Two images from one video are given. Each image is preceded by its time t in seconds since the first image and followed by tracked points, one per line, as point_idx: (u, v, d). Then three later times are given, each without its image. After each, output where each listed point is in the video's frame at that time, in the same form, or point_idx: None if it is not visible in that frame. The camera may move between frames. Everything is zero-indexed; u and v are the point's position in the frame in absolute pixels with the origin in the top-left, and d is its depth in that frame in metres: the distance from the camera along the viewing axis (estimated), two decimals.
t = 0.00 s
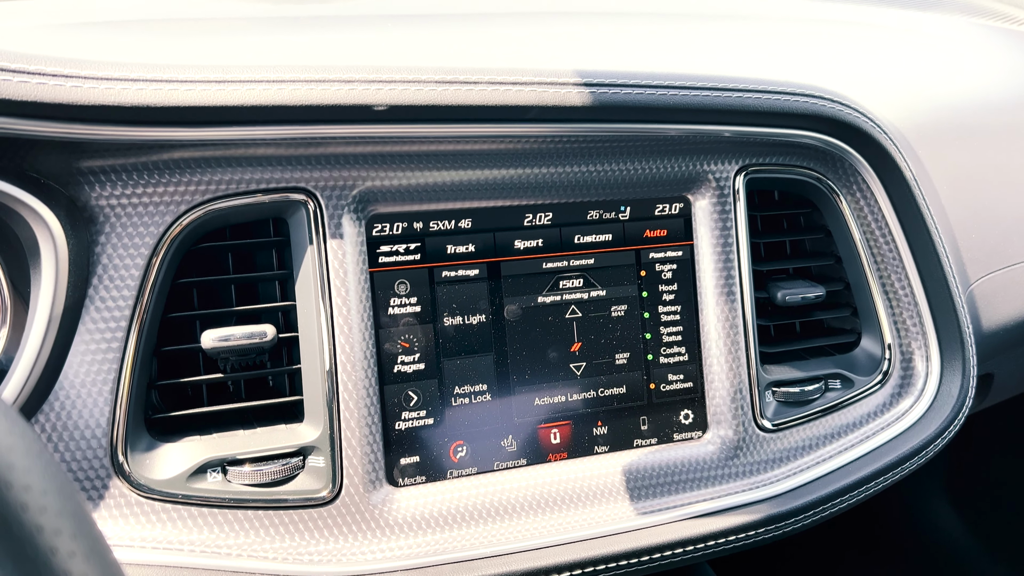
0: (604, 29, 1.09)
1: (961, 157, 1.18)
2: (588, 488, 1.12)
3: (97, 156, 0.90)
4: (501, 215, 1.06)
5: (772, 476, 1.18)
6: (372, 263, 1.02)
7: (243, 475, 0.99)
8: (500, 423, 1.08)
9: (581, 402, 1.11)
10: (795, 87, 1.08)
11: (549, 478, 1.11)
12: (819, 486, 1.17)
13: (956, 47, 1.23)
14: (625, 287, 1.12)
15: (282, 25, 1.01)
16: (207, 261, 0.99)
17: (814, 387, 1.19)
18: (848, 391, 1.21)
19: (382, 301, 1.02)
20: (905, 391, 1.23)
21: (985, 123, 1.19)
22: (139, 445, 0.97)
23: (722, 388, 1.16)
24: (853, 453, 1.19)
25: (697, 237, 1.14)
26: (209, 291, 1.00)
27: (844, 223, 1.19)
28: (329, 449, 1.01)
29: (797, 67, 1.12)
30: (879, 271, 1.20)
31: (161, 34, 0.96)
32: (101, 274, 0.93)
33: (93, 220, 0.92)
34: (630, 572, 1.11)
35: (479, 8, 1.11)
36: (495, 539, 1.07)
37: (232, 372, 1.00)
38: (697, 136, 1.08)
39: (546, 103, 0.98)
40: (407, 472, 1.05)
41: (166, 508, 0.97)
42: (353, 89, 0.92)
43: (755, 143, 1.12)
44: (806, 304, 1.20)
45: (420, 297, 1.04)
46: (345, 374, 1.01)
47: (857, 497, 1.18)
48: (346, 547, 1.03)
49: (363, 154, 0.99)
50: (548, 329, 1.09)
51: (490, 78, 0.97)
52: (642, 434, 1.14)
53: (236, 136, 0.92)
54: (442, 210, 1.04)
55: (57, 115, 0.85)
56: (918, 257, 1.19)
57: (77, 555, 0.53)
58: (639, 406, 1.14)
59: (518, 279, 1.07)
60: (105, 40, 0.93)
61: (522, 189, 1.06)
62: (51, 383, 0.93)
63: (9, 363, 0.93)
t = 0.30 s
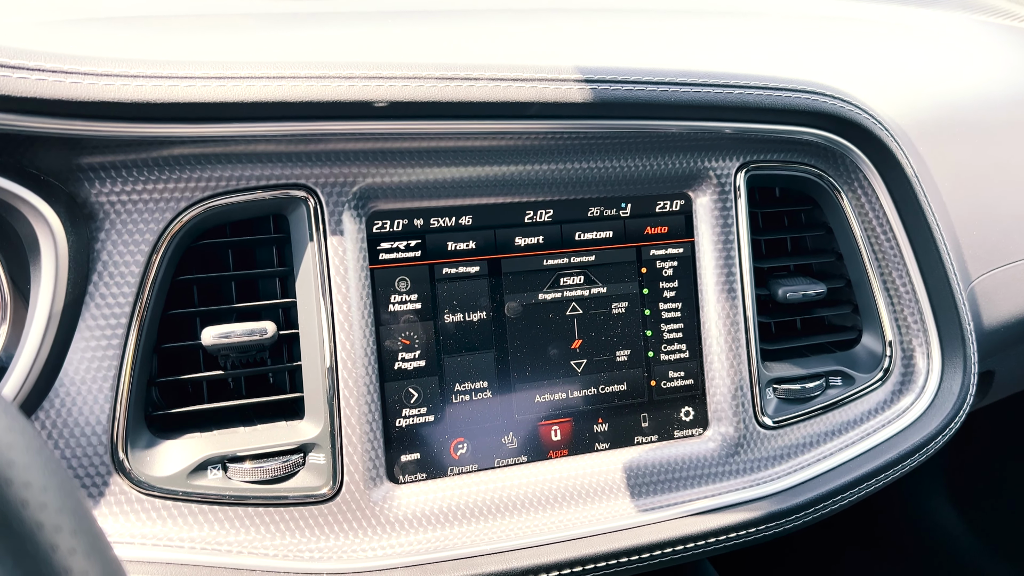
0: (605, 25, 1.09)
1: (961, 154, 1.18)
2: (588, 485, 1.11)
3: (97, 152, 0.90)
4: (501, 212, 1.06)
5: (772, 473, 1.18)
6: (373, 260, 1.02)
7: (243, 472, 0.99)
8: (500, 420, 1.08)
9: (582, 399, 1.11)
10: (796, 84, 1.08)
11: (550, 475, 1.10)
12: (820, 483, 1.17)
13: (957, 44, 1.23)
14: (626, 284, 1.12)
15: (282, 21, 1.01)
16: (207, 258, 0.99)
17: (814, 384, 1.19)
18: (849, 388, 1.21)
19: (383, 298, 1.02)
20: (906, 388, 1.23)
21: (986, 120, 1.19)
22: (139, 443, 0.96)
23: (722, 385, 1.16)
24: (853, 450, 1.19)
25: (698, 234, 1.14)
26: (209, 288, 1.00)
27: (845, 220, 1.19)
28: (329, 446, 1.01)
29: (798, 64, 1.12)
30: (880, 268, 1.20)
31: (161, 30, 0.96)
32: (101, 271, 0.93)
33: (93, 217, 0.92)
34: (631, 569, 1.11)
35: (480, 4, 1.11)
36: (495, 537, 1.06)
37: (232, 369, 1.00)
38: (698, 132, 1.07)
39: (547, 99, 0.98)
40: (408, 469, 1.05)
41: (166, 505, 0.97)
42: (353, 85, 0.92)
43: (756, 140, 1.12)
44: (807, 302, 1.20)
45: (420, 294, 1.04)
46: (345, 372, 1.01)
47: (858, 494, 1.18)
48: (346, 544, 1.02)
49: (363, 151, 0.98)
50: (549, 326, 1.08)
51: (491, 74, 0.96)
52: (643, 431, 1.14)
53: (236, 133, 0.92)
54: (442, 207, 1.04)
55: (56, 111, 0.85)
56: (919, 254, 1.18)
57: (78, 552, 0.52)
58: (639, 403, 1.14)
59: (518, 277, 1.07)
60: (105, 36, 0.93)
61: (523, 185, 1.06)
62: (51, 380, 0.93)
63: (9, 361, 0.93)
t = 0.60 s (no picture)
0: (606, 21, 1.09)
1: (962, 150, 1.18)
2: (589, 482, 1.11)
3: (97, 148, 0.90)
4: (502, 209, 1.06)
5: (773, 469, 1.18)
6: (373, 256, 1.01)
7: (243, 468, 0.99)
8: (500, 417, 1.08)
9: (582, 396, 1.11)
10: (797, 80, 1.08)
11: (550, 471, 1.10)
12: (821, 479, 1.17)
13: (958, 40, 1.23)
14: (626, 281, 1.12)
15: (282, 17, 1.00)
16: (206, 254, 0.99)
17: (815, 381, 1.19)
18: (849, 385, 1.21)
19: (383, 294, 1.02)
20: (906, 385, 1.23)
21: (987, 116, 1.19)
22: (139, 439, 0.96)
23: (723, 381, 1.16)
24: (854, 447, 1.19)
25: (699, 231, 1.14)
26: (209, 285, 0.99)
27: (846, 217, 1.19)
28: (329, 443, 1.01)
29: (799, 60, 1.11)
30: (881, 264, 1.20)
31: (161, 26, 0.95)
32: (101, 267, 0.93)
33: (93, 213, 0.92)
34: (631, 566, 1.11)
35: None
36: (496, 533, 1.07)
37: (232, 366, 0.99)
38: (699, 128, 1.07)
39: (547, 95, 0.97)
40: (409, 466, 1.05)
41: (166, 501, 0.97)
42: (353, 81, 0.91)
43: (757, 136, 1.12)
44: (807, 298, 1.20)
45: (420, 291, 1.03)
46: (345, 368, 1.01)
47: (859, 491, 1.18)
48: (347, 540, 1.02)
49: (363, 147, 0.98)
50: (550, 323, 1.08)
51: (491, 70, 0.96)
52: (643, 428, 1.14)
53: (236, 129, 0.92)
54: (443, 203, 1.04)
55: (56, 107, 0.84)
56: (921, 250, 1.18)
57: (79, 548, 0.52)
58: (640, 399, 1.13)
59: (519, 273, 1.07)
60: (105, 32, 0.93)
61: (523, 182, 1.06)
62: (51, 377, 0.92)
63: (9, 357, 0.92)
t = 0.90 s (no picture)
0: (607, 17, 1.09)
1: (963, 147, 1.18)
2: (590, 478, 1.11)
3: (96, 143, 0.90)
4: (502, 205, 1.06)
5: (774, 466, 1.18)
6: (373, 252, 1.01)
7: (243, 465, 0.99)
8: (501, 413, 1.08)
9: (582, 392, 1.11)
10: (799, 76, 1.07)
11: (551, 467, 1.10)
12: (821, 476, 1.17)
13: (959, 37, 1.23)
14: (627, 277, 1.11)
15: (283, 12, 1.00)
16: (207, 250, 0.98)
17: (816, 377, 1.19)
18: (851, 381, 1.21)
19: (384, 291, 1.02)
20: (907, 381, 1.23)
21: (989, 113, 1.19)
22: (139, 435, 0.96)
23: (724, 377, 1.16)
24: (855, 444, 1.19)
25: (700, 227, 1.14)
26: (209, 281, 0.99)
27: (847, 213, 1.19)
28: (330, 439, 1.01)
29: (800, 56, 1.11)
30: (882, 261, 1.20)
31: (161, 21, 0.95)
32: (101, 263, 0.93)
33: (93, 209, 0.92)
34: (632, 562, 1.11)
35: None
36: (496, 529, 1.06)
37: (232, 362, 0.99)
38: (700, 124, 1.07)
39: (548, 91, 0.97)
40: (409, 462, 1.05)
41: (166, 498, 0.97)
42: (353, 77, 0.91)
43: (759, 132, 1.12)
44: (808, 295, 1.20)
45: (421, 287, 1.03)
46: (346, 364, 1.01)
47: (859, 487, 1.18)
48: (347, 537, 1.02)
49: (363, 143, 0.98)
50: (550, 319, 1.08)
51: (492, 66, 0.96)
52: (644, 424, 1.14)
53: (236, 124, 0.91)
54: (443, 199, 1.04)
55: (56, 102, 0.84)
56: (922, 246, 1.18)
57: (80, 543, 0.52)
58: (641, 396, 1.13)
59: (519, 270, 1.07)
60: (104, 27, 0.93)
61: (524, 178, 1.06)
62: (51, 373, 0.92)
63: (9, 353, 0.92)
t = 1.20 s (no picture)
0: (607, 13, 1.08)
1: (964, 144, 1.17)
2: (590, 475, 1.11)
3: (96, 139, 0.90)
4: (503, 202, 1.06)
5: (774, 463, 1.17)
6: (373, 249, 1.01)
7: (243, 461, 0.98)
8: (502, 410, 1.08)
9: (583, 389, 1.11)
10: (799, 72, 1.07)
11: (551, 464, 1.10)
12: (822, 473, 1.17)
13: (960, 34, 1.22)
14: (628, 274, 1.11)
15: (283, 8, 1.00)
16: (207, 246, 0.98)
17: (816, 374, 1.19)
18: (851, 378, 1.21)
19: (384, 287, 1.02)
20: (908, 378, 1.23)
21: (989, 110, 1.18)
22: (139, 432, 0.96)
23: (724, 374, 1.16)
24: (855, 441, 1.19)
25: (701, 223, 1.13)
26: (209, 277, 0.99)
27: (848, 210, 1.18)
28: (330, 436, 1.01)
29: (801, 52, 1.11)
30: (884, 258, 1.19)
31: (161, 17, 0.95)
32: (101, 259, 0.93)
33: (93, 205, 0.92)
34: (632, 559, 1.11)
35: None
36: (497, 526, 1.06)
37: (232, 358, 0.99)
38: (701, 121, 1.07)
39: (549, 87, 0.97)
40: (410, 459, 1.05)
41: (166, 494, 0.97)
42: (354, 73, 0.91)
43: (759, 129, 1.12)
44: (808, 292, 1.20)
45: (421, 284, 1.03)
46: (346, 361, 1.00)
47: (859, 484, 1.18)
48: (348, 533, 1.02)
49: (363, 139, 0.98)
50: (551, 315, 1.08)
51: (492, 62, 0.96)
52: (644, 421, 1.14)
53: (236, 121, 0.91)
54: (444, 196, 1.03)
55: (55, 98, 0.84)
56: (923, 243, 1.18)
57: (80, 540, 0.52)
58: (642, 392, 1.13)
59: (520, 266, 1.07)
60: (104, 22, 0.92)
61: (525, 174, 1.05)
62: (51, 369, 0.92)
63: (9, 349, 0.92)
